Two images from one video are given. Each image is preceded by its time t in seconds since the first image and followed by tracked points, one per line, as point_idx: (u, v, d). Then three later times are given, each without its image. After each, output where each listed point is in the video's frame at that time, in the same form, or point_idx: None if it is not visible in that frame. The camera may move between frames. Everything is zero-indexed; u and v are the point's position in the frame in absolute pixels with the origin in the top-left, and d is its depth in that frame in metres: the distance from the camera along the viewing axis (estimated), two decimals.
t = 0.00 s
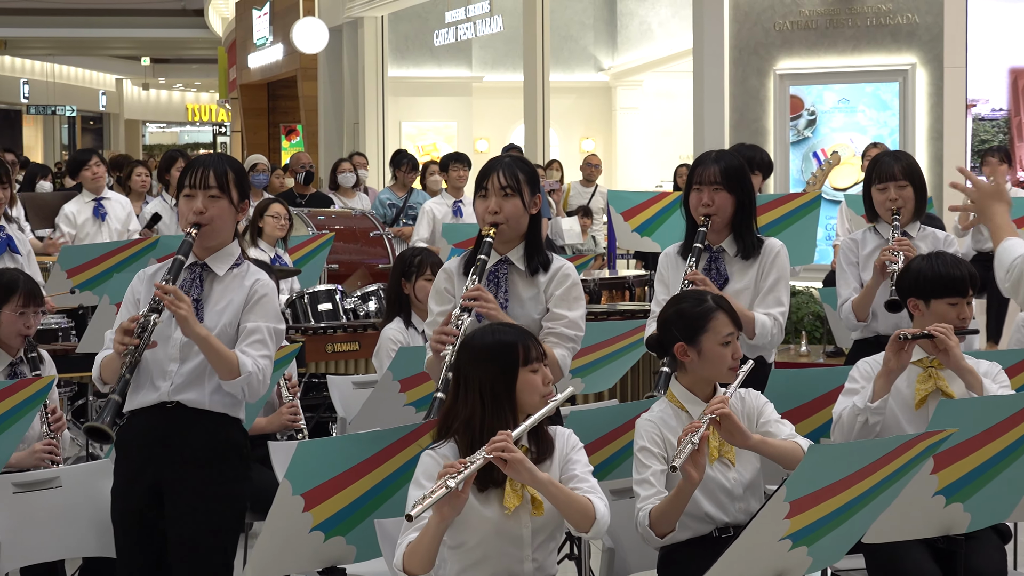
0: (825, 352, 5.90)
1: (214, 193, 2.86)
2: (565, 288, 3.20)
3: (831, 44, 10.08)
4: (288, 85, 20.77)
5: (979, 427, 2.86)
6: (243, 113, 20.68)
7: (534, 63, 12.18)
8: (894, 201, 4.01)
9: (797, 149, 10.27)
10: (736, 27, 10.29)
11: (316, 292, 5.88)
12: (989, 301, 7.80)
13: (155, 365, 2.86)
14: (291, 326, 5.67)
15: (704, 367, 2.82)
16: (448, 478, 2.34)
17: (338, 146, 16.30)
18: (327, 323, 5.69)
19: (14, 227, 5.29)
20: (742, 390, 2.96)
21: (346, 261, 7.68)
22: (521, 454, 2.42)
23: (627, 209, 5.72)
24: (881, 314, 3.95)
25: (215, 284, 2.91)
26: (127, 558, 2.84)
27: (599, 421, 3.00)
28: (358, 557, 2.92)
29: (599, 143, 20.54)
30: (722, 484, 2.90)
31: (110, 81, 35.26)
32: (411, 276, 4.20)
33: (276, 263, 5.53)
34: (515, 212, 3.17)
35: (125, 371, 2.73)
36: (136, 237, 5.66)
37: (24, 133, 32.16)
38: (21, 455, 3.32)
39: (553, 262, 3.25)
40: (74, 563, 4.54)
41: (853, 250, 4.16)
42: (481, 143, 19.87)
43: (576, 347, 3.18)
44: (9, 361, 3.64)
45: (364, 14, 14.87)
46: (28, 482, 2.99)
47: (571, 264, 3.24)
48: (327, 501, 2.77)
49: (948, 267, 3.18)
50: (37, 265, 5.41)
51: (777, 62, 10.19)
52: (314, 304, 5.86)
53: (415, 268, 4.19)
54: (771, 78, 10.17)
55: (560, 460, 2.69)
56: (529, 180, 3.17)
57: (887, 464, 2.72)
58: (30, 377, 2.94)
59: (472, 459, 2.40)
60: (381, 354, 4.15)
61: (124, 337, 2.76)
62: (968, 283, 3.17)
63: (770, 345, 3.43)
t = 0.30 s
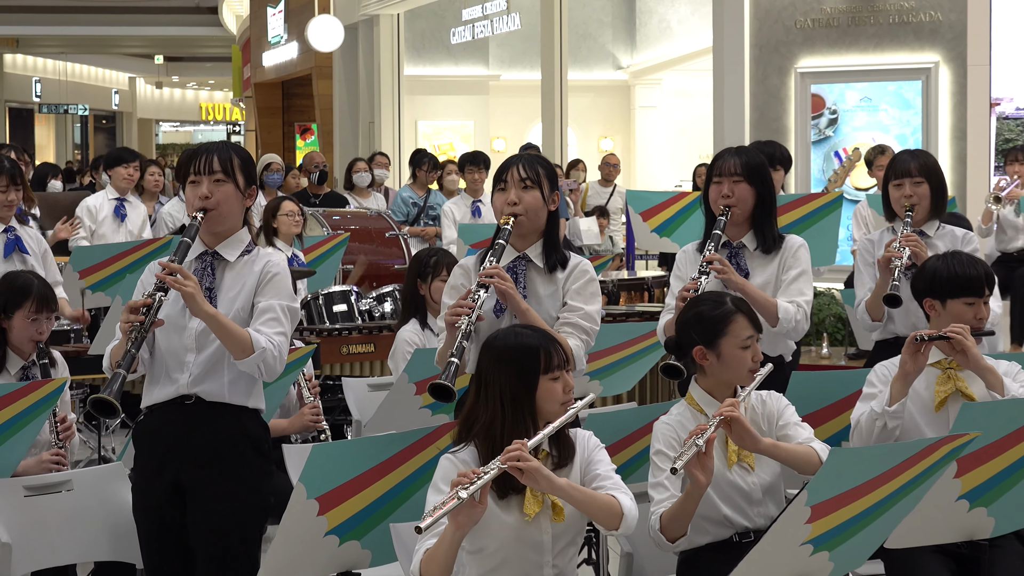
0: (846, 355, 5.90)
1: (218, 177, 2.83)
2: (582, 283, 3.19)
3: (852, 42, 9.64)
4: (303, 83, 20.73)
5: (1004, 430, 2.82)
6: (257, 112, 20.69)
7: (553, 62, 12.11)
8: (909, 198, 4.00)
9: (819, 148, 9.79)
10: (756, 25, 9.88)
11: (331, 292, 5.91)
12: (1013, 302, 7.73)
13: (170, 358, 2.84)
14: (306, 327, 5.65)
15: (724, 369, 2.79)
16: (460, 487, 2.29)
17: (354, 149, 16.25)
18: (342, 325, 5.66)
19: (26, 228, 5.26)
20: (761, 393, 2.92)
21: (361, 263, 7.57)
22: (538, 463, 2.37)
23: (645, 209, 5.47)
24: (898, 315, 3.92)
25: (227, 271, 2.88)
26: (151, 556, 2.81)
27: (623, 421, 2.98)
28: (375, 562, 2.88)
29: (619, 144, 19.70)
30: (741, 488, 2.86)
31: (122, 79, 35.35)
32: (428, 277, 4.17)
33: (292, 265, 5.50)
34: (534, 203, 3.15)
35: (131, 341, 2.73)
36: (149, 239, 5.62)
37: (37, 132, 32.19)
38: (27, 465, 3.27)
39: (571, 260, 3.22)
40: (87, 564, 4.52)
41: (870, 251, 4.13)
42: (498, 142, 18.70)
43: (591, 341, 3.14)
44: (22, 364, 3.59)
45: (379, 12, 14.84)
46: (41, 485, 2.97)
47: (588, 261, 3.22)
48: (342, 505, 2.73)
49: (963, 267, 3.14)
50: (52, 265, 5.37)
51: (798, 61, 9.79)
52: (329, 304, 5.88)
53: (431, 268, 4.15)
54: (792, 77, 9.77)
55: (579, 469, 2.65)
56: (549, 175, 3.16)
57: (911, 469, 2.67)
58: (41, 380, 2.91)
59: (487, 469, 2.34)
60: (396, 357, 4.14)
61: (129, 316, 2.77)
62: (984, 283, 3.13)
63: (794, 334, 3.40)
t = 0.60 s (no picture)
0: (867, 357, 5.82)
1: (219, 171, 2.75)
2: (591, 288, 3.08)
3: (873, 36, 9.38)
4: (308, 79, 20.77)
5: None
6: (261, 108, 20.63)
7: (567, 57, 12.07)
8: (930, 202, 3.93)
9: (840, 145, 9.58)
10: (776, 18, 9.63)
11: (337, 295, 5.84)
12: None
13: (175, 360, 2.77)
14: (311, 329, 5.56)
15: (746, 373, 2.72)
16: (471, 493, 2.21)
17: (360, 146, 16.13)
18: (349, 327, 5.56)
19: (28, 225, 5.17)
20: (782, 398, 2.85)
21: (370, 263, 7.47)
22: (551, 466, 2.29)
23: (661, 208, 5.32)
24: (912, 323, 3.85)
25: (233, 269, 2.80)
26: (160, 562, 2.74)
27: (637, 424, 2.90)
28: (382, 570, 2.79)
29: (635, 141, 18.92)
30: (759, 496, 2.78)
31: (122, 74, 35.37)
32: (435, 277, 4.11)
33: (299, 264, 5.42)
34: (545, 205, 3.06)
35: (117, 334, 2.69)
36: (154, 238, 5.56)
37: (36, 128, 32.00)
38: (25, 475, 3.18)
39: (581, 261, 3.14)
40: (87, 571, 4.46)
41: (888, 252, 4.10)
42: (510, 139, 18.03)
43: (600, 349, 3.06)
44: (20, 369, 3.51)
45: (386, 6, 14.75)
46: (38, 493, 2.88)
47: (599, 263, 3.13)
48: (348, 513, 2.64)
49: (979, 267, 3.06)
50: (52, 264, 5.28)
51: (818, 54, 9.52)
52: (335, 306, 5.81)
53: (439, 269, 4.08)
54: (812, 72, 9.49)
55: (593, 475, 2.57)
56: (561, 176, 3.07)
57: (935, 474, 2.58)
58: (40, 384, 2.84)
59: (499, 472, 2.26)
60: (404, 360, 4.04)
61: (116, 320, 2.75)
62: (1001, 284, 3.05)
63: (808, 338, 3.32)
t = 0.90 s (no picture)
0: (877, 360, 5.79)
1: (226, 172, 2.70)
2: (593, 288, 3.01)
3: (887, 31, 9.26)
4: (307, 74, 20.68)
5: None
6: (259, 104, 20.54)
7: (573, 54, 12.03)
8: (951, 198, 3.84)
9: (853, 142, 9.45)
10: (787, 12, 9.41)
11: (338, 296, 5.76)
12: None
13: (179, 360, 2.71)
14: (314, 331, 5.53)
15: (762, 374, 2.67)
16: (475, 503, 2.15)
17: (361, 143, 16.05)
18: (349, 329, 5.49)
19: (24, 226, 5.10)
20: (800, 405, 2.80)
21: (370, 264, 7.41)
22: (555, 474, 2.24)
23: (669, 206, 5.25)
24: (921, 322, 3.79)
25: (239, 271, 2.74)
26: (159, 567, 2.68)
27: (644, 430, 2.83)
28: None
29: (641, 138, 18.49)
30: (773, 499, 2.72)
31: (117, 69, 35.28)
32: (438, 278, 4.02)
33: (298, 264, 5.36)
34: (544, 204, 3.00)
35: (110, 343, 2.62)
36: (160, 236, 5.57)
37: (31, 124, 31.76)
38: (17, 481, 3.13)
39: (583, 260, 3.07)
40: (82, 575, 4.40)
41: (898, 249, 4.02)
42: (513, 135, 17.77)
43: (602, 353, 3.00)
44: (14, 372, 3.46)
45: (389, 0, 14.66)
46: (32, 497, 2.82)
47: (603, 262, 3.05)
48: (347, 518, 2.58)
49: (989, 266, 3.00)
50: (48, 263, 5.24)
51: (831, 50, 9.36)
52: (336, 308, 5.74)
53: (441, 269, 4.02)
54: (824, 67, 9.34)
55: (596, 482, 2.50)
56: (561, 173, 3.01)
57: (951, 479, 2.51)
58: (34, 387, 2.77)
59: (502, 480, 2.20)
60: (405, 362, 3.98)
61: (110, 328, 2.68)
62: (1014, 281, 2.97)
63: (815, 346, 3.26)
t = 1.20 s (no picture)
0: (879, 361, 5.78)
1: (230, 180, 2.68)
2: (590, 293, 3.02)
3: (889, 31, 9.25)
4: (308, 74, 20.69)
5: None
6: (262, 103, 20.57)
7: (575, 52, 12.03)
8: (957, 215, 3.84)
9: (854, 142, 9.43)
10: (789, 12, 9.44)
11: (338, 296, 5.75)
12: None
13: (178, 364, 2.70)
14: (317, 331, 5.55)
15: (776, 373, 2.66)
16: (478, 521, 2.15)
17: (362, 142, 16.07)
18: (350, 329, 5.49)
19: (23, 228, 5.20)
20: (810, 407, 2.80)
21: (370, 263, 7.42)
22: (554, 484, 2.24)
23: (670, 207, 5.25)
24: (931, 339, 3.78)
25: (240, 275, 2.73)
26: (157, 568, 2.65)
27: (645, 429, 2.83)
28: None
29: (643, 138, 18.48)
30: (778, 500, 2.72)
31: (118, 69, 35.31)
32: (438, 278, 4.02)
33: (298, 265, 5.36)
34: (538, 210, 3.00)
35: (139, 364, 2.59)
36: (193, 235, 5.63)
37: (30, 124, 31.75)
38: (23, 482, 3.14)
39: (578, 264, 3.07)
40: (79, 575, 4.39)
41: (900, 264, 3.91)
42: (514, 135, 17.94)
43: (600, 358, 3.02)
44: (15, 375, 3.46)
45: None
46: (32, 498, 2.82)
47: (597, 266, 3.06)
48: (348, 518, 2.57)
49: (1006, 264, 2.97)
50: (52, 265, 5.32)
51: (833, 50, 9.36)
52: (337, 308, 5.73)
53: (441, 270, 4.01)
54: (826, 67, 9.35)
55: (595, 480, 2.50)
56: (552, 176, 3.00)
57: (952, 480, 2.51)
58: (33, 387, 2.77)
59: (504, 497, 2.21)
60: (405, 363, 3.99)
61: (135, 349, 2.61)
62: None
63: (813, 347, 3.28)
